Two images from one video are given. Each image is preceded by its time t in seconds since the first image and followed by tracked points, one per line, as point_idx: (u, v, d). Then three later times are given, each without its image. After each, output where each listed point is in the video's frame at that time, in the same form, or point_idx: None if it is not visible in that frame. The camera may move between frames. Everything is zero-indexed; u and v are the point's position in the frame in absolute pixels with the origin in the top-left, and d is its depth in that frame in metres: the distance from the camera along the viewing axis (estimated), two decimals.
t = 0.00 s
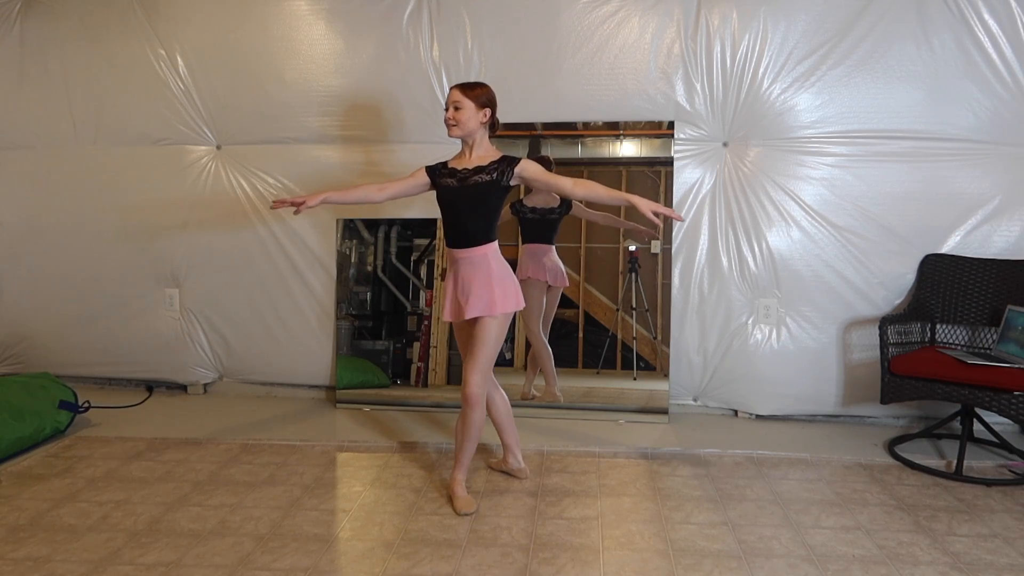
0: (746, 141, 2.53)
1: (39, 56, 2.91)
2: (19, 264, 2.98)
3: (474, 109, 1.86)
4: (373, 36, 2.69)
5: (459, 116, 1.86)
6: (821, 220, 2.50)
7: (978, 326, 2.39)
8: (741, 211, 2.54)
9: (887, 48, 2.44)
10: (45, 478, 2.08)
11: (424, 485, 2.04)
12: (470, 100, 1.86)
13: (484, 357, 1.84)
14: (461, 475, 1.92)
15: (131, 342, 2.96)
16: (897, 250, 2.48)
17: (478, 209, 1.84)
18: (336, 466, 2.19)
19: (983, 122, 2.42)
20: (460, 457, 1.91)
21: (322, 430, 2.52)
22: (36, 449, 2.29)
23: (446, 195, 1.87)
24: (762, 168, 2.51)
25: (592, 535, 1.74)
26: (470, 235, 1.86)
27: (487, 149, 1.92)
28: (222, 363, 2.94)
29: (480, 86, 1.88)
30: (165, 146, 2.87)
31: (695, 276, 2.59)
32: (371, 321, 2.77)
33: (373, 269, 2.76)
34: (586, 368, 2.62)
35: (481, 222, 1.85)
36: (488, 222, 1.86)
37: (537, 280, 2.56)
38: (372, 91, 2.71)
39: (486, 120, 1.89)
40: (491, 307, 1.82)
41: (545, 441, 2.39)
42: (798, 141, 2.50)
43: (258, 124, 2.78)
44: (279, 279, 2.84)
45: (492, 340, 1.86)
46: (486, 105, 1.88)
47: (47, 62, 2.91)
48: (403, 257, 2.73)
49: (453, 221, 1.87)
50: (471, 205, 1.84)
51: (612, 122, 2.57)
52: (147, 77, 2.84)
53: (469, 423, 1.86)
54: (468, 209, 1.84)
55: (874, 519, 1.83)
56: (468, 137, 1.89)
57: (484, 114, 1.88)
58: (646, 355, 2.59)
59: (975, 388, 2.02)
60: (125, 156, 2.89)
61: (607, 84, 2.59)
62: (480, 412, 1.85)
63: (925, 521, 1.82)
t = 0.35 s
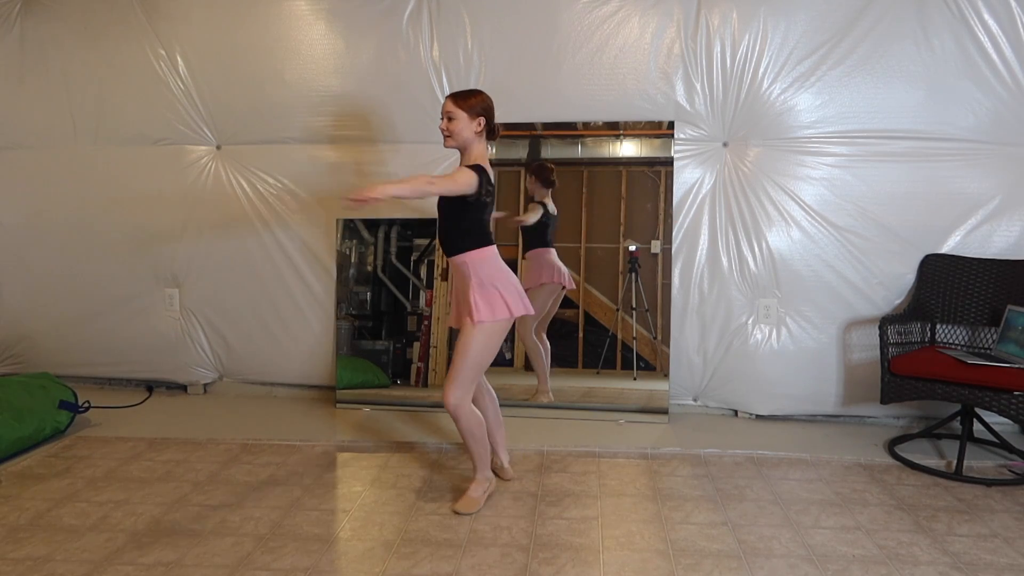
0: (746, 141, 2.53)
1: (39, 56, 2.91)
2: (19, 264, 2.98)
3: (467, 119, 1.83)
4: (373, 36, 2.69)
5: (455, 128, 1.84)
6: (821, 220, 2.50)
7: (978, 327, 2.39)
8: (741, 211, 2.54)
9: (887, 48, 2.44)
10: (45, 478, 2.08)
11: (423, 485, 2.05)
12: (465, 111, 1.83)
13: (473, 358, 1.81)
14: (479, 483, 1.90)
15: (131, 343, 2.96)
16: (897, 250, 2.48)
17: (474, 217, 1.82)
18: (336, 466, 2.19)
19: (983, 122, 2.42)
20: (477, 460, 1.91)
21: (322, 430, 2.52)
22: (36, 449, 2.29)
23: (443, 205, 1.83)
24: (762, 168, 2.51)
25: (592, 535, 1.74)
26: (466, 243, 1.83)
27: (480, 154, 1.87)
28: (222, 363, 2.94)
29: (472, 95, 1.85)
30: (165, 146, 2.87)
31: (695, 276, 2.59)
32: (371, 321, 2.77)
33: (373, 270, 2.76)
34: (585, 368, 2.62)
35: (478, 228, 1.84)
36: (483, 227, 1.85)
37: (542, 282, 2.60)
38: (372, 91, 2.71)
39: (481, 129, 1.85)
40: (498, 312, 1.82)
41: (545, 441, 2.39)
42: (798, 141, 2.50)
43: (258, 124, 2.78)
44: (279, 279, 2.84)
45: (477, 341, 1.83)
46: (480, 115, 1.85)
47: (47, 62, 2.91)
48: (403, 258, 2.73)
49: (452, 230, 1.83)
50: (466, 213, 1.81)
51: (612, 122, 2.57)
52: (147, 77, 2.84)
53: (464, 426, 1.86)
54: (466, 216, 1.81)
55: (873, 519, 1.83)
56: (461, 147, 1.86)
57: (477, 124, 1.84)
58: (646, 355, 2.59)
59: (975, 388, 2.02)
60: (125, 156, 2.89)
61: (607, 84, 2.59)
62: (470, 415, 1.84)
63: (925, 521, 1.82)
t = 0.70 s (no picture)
0: (746, 141, 2.53)
1: (39, 55, 2.91)
2: (19, 264, 2.98)
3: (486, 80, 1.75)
4: (373, 36, 2.69)
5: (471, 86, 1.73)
6: (821, 220, 2.50)
7: (978, 326, 2.38)
8: (741, 211, 2.54)
9: (887, 49, 2.44)
10: (44, 478, 2.08)
11: (423, 485, 2.04)
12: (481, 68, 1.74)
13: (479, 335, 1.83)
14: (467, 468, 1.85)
15: (131, 343, 2.96)
16: (897, 250, 2.48)
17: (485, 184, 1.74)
18: (336, 466, 2.19)
19: (983, 122, 2.42)
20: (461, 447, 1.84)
21: (322, 430, 2.52)
22: (36, 449, 2.29)
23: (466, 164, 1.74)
24: (762, 168, 2.51)
25: (593, 535, 1.74)
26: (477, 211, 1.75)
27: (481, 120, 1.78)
28: (222, 363, 2.94)
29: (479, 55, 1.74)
30: (165, 146, 2.87)
31: (695, 276, 2.59)
32: (371, 321, 2.76)
33: (373, 270, 2.75)
34: (586, 368, 2.61)
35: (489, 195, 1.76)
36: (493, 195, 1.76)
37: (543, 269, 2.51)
38: (372, 91, 2.71)
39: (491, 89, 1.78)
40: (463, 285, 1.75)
41: (544, 441, 2.39)
42: (798, 141, 2.50)
43: (258, 124, 2.78)
44: (279, 279, 2.84)
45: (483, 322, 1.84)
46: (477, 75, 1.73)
47: (47, 62, 2.90)
48: (403, 258, 2.73)
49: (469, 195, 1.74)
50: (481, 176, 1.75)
51: (612, 122, 2.57)
52: (147, 77, 2.84)
53: (456, 413, 1.83)
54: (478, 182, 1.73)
55: (873, 519, 1.83)
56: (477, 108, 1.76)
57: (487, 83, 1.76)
58: (646, 355, 2.59)
59: (975, 388, 2.02)
60: (125, 156, 2.89)
61: (608, 84, 2.59)
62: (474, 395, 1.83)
63: (925, 521, 1.82)
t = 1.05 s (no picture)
0: (746, 141, 2.53)
1: (39, 56, 2.91)
2: (19, 264, 2.98)
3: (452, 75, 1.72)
4: (373, 36, 2.69)
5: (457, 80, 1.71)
6: (821, 220, 2.50)
7: (979, 326, 2.38)
8: (741, 211, 2.54)
9: (887, 49, 2.44)
10: (44, 478, 2.08)
11: (423, 485, 2.04)
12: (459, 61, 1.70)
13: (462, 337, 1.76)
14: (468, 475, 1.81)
15: (132, 343, 2.96)
16: (897, 250, 2.48)
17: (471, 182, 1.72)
18: (336, 466, 2.19)
19: (983, 122, 2.42)
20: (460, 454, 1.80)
21: (322, 430, 2.52)
22: (36, 449, 2.29)
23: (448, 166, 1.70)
24: (762, 168, 2.51)
25: (593, 535, 1.74)
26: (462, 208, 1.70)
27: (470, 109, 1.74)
28: (222, 363, 2.94)
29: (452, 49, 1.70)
30: (166, 146, 2.87)
31: (695, 276, 2.59)
32: (371, 321, 2.76)
33: (373, 270, 2.75)
34: (586, 368, 2.62)
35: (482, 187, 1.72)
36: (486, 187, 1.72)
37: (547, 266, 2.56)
38: (372, 91, 2.71)
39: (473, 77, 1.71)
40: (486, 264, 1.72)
41: (544, 441, 2.39)
42: (798, 141, 2.50)
43: (258, 124, 2.78)
44: (279, 280, 2.84)
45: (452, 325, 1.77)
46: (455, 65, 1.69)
47: (47, 62, 2.91)
48: (403, 258, 2.73)
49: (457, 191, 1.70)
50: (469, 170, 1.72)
51: (612, 122, 2.57)
52: (147, 77, 2.84)
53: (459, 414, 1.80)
54: (465, 185, 1.68)
55: (873, 519, 1.83)
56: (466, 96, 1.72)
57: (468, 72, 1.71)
58: (646, 355, 2.59)
59: (975, 388, 2.02)
60: (125, 156, 2.89)
61: (608, 84, 2.58)
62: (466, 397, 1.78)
63: (925, 521, 1.82)
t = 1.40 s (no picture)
0: (746, 141, 2.53)
1: (39, 56, 2.91)
2: (19, 264, 2.98)
3: (492, 70, 1.72)
4: (373, 35, 2.69)
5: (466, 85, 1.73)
6: (821, 220, 2.50)
7: (979, 327, 2.38)
8: (741, 211, 2.54)
9: (887, 49, 2.44)
10: (44, 478, 2.08)
11: (423, 486, 2.04)
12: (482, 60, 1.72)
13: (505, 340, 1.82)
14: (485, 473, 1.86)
15: (132, 343, 2.96)
16: (897, 250, 2.48)
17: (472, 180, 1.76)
18: (336, 466, 2.19)
19: (982, 122, 2.42)
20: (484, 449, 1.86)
21: (322, 430, 2.52)
22: (36, 449, 2.29)
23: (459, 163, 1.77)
24: (762, 168, 2.51)
25: (592, 535, 1.74)
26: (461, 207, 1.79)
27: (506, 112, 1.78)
28: (222, 363, 2.94)
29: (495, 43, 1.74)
30: (165, 146, 2.87)
31: (696, 276, 2.59)
32: (371, 321, 2.76)
33: (373, 270, 2.75)
34: (585, 368, 2.62)
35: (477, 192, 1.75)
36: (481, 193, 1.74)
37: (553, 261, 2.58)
38: (372, 91, 2.71)
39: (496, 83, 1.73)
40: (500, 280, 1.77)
41: (544, 441, 2.39)
42: (798, 141, 2.50)
43: (258, 124, 2.79)
44: (279, 280, 2.84)
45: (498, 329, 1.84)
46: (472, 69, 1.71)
47: (47, 62, 2.91)
48: (403, 258, 2.73)
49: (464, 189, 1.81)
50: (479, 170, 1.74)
51: (612, 122, 2.57)
52: (147, 77, 2.84)
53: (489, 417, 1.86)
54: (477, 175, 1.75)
55: (874, 519, 1.83)
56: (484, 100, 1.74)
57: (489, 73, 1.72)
58: (646, 355, 2.59)
59: (975, 388, 2.02)
60: (125, 156, 2.89)
61: (608, 84, 2.59)
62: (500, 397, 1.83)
63: (925, 521, 1.82)
